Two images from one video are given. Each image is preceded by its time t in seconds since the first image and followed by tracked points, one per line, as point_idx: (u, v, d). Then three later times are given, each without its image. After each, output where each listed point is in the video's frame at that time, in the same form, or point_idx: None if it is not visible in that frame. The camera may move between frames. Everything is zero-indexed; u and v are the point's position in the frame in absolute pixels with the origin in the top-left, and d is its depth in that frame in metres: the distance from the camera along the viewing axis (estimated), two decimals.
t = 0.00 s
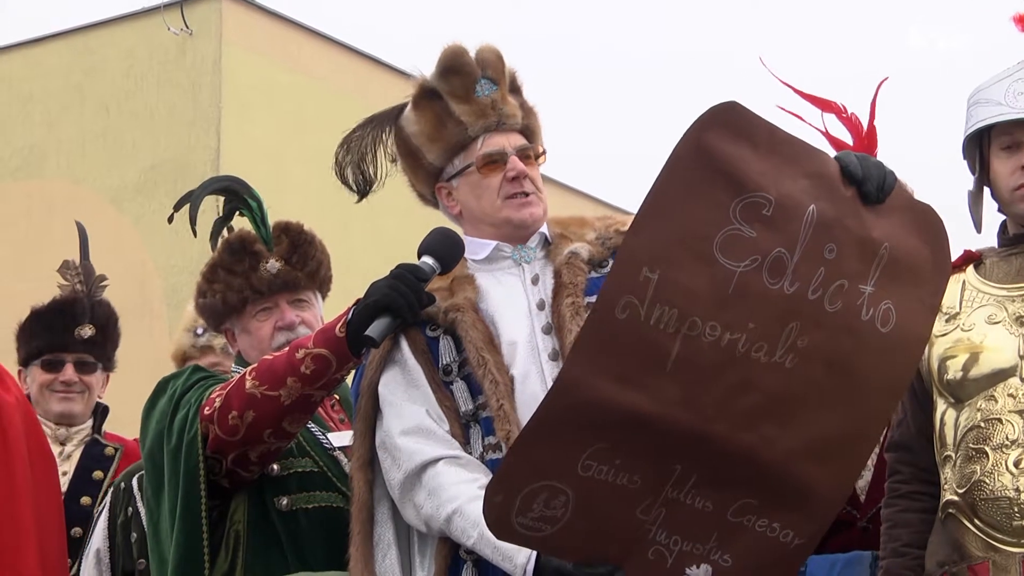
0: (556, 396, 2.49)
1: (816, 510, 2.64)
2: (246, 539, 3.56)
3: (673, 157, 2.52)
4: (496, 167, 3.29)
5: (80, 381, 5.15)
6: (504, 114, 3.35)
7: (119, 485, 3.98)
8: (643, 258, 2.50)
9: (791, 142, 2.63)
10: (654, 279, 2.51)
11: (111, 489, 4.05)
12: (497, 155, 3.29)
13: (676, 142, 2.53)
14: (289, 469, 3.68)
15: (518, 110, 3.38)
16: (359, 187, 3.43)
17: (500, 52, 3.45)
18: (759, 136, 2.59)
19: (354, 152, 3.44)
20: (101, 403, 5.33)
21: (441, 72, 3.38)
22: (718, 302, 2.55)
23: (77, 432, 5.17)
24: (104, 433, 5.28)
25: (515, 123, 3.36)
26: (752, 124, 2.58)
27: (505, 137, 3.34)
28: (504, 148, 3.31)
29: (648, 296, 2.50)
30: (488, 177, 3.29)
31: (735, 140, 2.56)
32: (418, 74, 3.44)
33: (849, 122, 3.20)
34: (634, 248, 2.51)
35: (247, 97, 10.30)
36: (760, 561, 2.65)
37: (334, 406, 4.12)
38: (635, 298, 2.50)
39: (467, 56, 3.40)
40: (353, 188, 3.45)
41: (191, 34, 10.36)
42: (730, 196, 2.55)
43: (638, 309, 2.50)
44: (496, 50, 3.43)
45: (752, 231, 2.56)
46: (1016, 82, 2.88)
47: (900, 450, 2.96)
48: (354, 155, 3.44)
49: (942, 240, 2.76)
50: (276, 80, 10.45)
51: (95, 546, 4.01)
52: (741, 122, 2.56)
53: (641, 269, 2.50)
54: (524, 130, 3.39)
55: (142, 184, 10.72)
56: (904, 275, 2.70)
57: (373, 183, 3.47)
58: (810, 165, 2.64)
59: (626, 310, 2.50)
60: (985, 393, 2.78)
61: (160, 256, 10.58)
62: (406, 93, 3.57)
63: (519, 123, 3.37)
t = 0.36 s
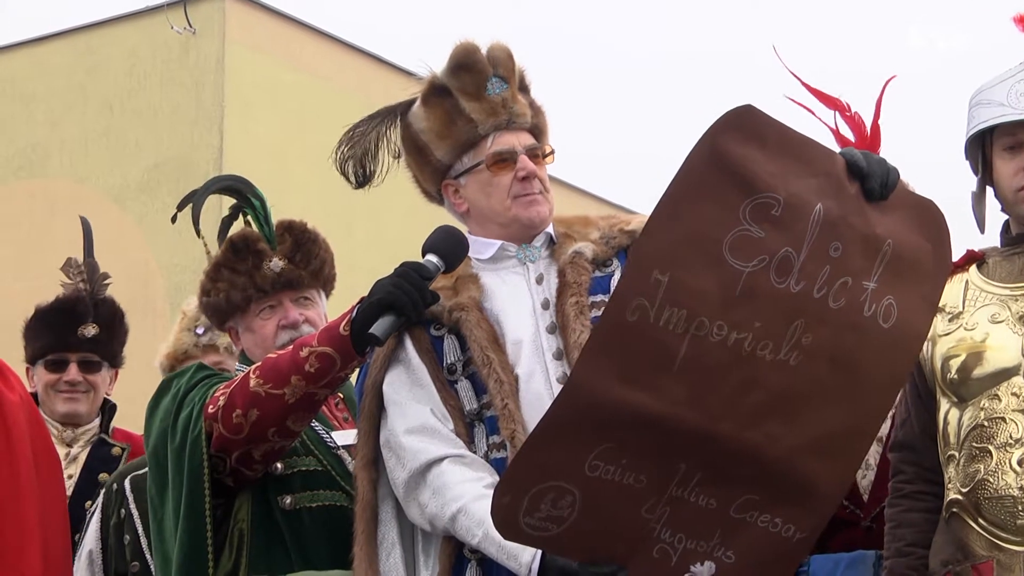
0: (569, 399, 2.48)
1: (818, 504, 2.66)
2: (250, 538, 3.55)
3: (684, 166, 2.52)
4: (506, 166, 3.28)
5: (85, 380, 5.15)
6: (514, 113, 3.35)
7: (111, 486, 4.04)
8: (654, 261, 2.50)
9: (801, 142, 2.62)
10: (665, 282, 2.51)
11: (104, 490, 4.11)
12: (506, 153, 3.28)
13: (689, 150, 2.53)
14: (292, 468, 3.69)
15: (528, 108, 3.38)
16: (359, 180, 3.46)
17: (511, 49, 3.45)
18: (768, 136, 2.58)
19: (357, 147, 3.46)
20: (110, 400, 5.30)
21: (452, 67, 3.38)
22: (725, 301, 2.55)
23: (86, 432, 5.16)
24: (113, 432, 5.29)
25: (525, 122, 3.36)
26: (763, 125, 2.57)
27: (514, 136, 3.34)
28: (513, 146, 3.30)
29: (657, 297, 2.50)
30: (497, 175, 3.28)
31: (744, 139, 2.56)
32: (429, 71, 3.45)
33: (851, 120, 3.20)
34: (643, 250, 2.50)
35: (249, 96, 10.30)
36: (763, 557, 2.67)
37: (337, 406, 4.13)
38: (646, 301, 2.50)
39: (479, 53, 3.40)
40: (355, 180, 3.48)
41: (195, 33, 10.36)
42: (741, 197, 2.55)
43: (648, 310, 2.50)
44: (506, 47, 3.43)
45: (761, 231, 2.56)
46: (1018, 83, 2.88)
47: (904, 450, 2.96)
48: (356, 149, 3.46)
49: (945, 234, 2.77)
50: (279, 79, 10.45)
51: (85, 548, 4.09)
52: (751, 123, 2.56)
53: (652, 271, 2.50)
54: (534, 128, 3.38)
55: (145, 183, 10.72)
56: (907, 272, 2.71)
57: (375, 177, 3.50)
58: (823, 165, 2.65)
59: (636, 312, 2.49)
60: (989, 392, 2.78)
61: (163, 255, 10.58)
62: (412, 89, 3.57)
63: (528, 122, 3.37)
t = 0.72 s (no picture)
0: (568, 398, 2.49)
1: (815, 504, 2.68)
2: (251, 538, 3.56)
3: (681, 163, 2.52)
4: (509, 167, 3.29)
5: (67, 382, 5.14)
6: (517, 115, 3.36)
7: (89, 490, 4.11)
8: (651, 261, 2.51)
9: (798, 143, 2.63)
10: (663, 282, 2.51)
11: (82, 494, 4.17)
12: (509, 155, 3.29)
13: (687, 147, 2.53)
14: (294, 468, 3.70)
15: (531, 110, 3.39)
16: (360, 179, 3.48)
17: (515, 50, 3.45)
18: (767, 136, 2.59)
19: (358, 145, 3.48)
20: (96, 401, 5.27)
21: (456, 68, 3.38)
22: (725, 302, 2.55)
23: (69, 431, 5.10)
24: (98, 430, 5.21)
25: (529, 124, 3.37)
26: (759, 125, 2.58)
27: (517, 137, 3.35)
28: (516, 148, 3.31)
29: (656, 297, 2.51)
30: (500, 177, 3.29)
31: (740, 139, 2.56)
32: (433, 71, 3.45)
33: (847, 122, 3.23)
34: (641, 250, 2.51)
35: (249, 96, 10.31)
36: (762, 556, 2.69)
37: (338, 405, 4.16)
38: (644, 301, 2.50)
39: (483, 54, 3.40)
40: (356, 179, 3.50)
41: (195, 33, 10.37)
42: (739, 197, 2.56)
43: (646, 310, 2.50)
44: (511, 48, 3.44)
45: (759, 232, 2.57)
46: (1016, 86, 2.90)
47: (904, 451, 2.97)
48: (357, 148, 3.48)
49: (945, 235, 2.78)
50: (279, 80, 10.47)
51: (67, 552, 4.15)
52: (749, 122, 2.56)
53: (649, 271, 2.50)
54: (537, 130, 3.39)
55: (146, 183, 10.74)
56: (907, 273, 2.72)
57: (376, 176, 3.52)
58: (821, 166, 2.66)
59: (634, 313, 2.49)
60: (988, 393, 2.79)
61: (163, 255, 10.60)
62: (414, 90, 3.58)
63: (531, 124, 3.37)
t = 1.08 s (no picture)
0: (565, 400, 2.50)
1: (814, 505, 2.69)
2: (250, 539, 3.56)
3: (678, 163, 2.53)
4: (509, 168, 3.30)
5: (42, 382, 5.13)
6: (517, 116, 3.37)
7: (88, 492, 4.12)
8: (647, 262, 2.52)
9: (795, 144, 2.64)
10: (660, 283, 2.52)
11: (81, 495, 4.18)
12: (509, 156, 3.30)
13: (683, 146, 2.54)
14: (293, 470, 3.70)
15: (531, 112, 3.40)
16: (362, 183, 3.49)
17: (515, 52, 3.46)
18: (765, 137, 2.60)
19: (358, 151, 3.49)
20: (67, 399, 5.29)
21: (456, 70, 3.39)
22: (722, 303, 2.56)
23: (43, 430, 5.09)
24: (71, 428, 5.23)
25: (528, 125, 3.38)
26: (756, 125, 2.59)
27: (517, 138, 3.36)
28: (517, 149, 3.32)
29: (653, 299, 2.52)
30: (501, 177, 3.29)
31: (740, 142, 2.58)
32: (432, 74, 3.46)
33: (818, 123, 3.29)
34: (638, 251, 2.52)
35: (248, 98, 10.32)
36: (761, 557, 2.69)
37: (339, 408, 4.18)
38: (641, 302, 2.51)
39: (483, 56, 3.41)
40: (358, 183, 3.50)
41: (193, 35, 10.39)
42: (736, 197, 2.57)
43: (644, 312, 2.51)
44: (510, 50, 3.45)
45: (757, 232, 2.58)
46: (1015, 89, 2.91)
47: (903, 454, 2.97)
48: (358, 153, 3.49)
49: (945, 236, 2.78)
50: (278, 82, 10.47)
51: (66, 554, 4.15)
52: (746, 123, 2.58)
53: (646, 272, 2.51)
54: (537, 132, 3.41)
55: (143, 185, 10.74)
56: (905, 274, 2.72)
57: (377, 180, 3.53)
58: (820, 167, 2.66)
59: (631, 314, 2.51)
60: (988, 396, 2.79)
61: (161, 257, 10.60)
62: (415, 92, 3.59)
63: (531, 125, 3.39)
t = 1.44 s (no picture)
0: (554, 398, 2.51)
1: (807, 503, 2.68)
2: (246, 542, 3.56)
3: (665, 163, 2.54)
4: (499, 165, 3.31)
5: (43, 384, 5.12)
6: (504, 113, 3.38)
7: (84, 495, 4.12)
8: (635, 261, 2.53)
9: (783, 140, 2.65)
10: (648, 282, 2.54)
11: (76, 499, 4.18)
12: (498, 152, 3.31)
13: (669, 146, 2.56)
14: (289, 472, 3.70)
15: (517, 110, 3.41)
16: (355, 199, 3.53)
17: (497, 53, 3.48)
18: (751, 135, 2.61)
19: (350, 167, 3.53)
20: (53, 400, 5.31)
21: (439, 76, 3.41)
22: (711, 302, 2.57)
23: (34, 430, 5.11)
24: (57, 430, 5.29)
25: (516, 122, 3.38)
26: (742, 122, 2.60)
27: (504, 136, 3.36)
28: (505, 146, 3.33)
29: (641, 298, 2.53)
30: (491, 174, 3.31)
31: (727, 140, 2.59)
32: (417, 82, 3.47)
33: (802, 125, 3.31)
34: (625, 251, 2.53)
35: (245, 101, 10.32)
36: (755, 555, 2.68)
37: (335, 409, 4.19)
38: (629, 301, 2.53)
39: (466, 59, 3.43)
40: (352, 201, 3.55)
41: (189, 37, 10.40)
42: (724, 196, 2.58)
43: (633, 311, 2.53)
44: (493, 52, 3.47)
45: (745, 230, 2.59)
46: (1010, 90, 2.91)
47: (896, 454, 2.97)
48: (349, 169, 3.53)
49: (935, 230, 2.78)
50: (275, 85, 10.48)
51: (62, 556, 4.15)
52: (730, 120, 2.59)
53: (635, 272, 2.53)
54: (525, 129, 3.42)
55: (139, 188, 10.74)
56: (896, 270, 2.72)
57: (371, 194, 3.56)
58: (808, 163, 2.67)
59: (620, 313, 2.53)
60: (983, 397, 2.80)
61: (157, 260, 10.58)
62: (403, 105, 3.59)
63: (519, 122, 3.39)
